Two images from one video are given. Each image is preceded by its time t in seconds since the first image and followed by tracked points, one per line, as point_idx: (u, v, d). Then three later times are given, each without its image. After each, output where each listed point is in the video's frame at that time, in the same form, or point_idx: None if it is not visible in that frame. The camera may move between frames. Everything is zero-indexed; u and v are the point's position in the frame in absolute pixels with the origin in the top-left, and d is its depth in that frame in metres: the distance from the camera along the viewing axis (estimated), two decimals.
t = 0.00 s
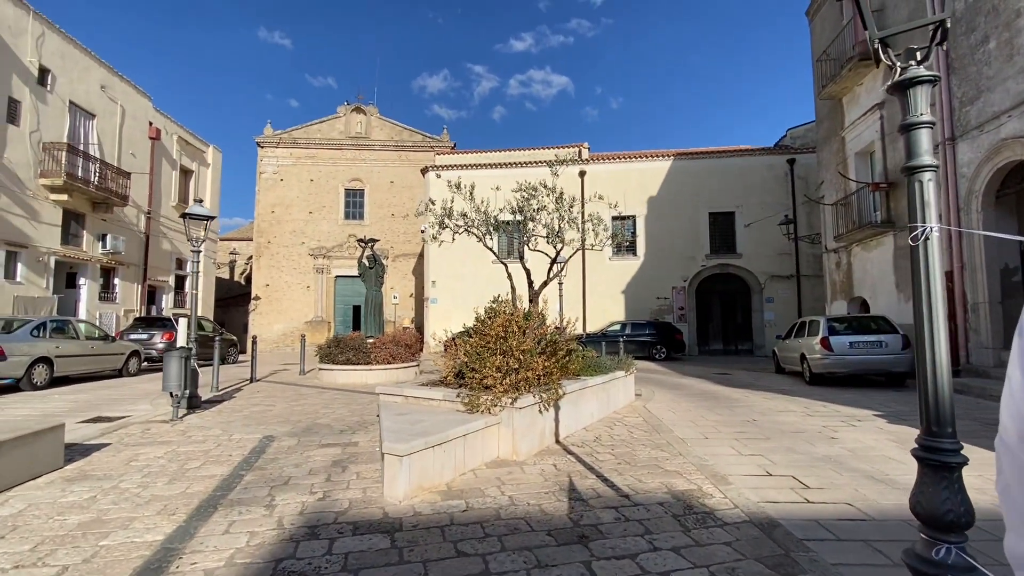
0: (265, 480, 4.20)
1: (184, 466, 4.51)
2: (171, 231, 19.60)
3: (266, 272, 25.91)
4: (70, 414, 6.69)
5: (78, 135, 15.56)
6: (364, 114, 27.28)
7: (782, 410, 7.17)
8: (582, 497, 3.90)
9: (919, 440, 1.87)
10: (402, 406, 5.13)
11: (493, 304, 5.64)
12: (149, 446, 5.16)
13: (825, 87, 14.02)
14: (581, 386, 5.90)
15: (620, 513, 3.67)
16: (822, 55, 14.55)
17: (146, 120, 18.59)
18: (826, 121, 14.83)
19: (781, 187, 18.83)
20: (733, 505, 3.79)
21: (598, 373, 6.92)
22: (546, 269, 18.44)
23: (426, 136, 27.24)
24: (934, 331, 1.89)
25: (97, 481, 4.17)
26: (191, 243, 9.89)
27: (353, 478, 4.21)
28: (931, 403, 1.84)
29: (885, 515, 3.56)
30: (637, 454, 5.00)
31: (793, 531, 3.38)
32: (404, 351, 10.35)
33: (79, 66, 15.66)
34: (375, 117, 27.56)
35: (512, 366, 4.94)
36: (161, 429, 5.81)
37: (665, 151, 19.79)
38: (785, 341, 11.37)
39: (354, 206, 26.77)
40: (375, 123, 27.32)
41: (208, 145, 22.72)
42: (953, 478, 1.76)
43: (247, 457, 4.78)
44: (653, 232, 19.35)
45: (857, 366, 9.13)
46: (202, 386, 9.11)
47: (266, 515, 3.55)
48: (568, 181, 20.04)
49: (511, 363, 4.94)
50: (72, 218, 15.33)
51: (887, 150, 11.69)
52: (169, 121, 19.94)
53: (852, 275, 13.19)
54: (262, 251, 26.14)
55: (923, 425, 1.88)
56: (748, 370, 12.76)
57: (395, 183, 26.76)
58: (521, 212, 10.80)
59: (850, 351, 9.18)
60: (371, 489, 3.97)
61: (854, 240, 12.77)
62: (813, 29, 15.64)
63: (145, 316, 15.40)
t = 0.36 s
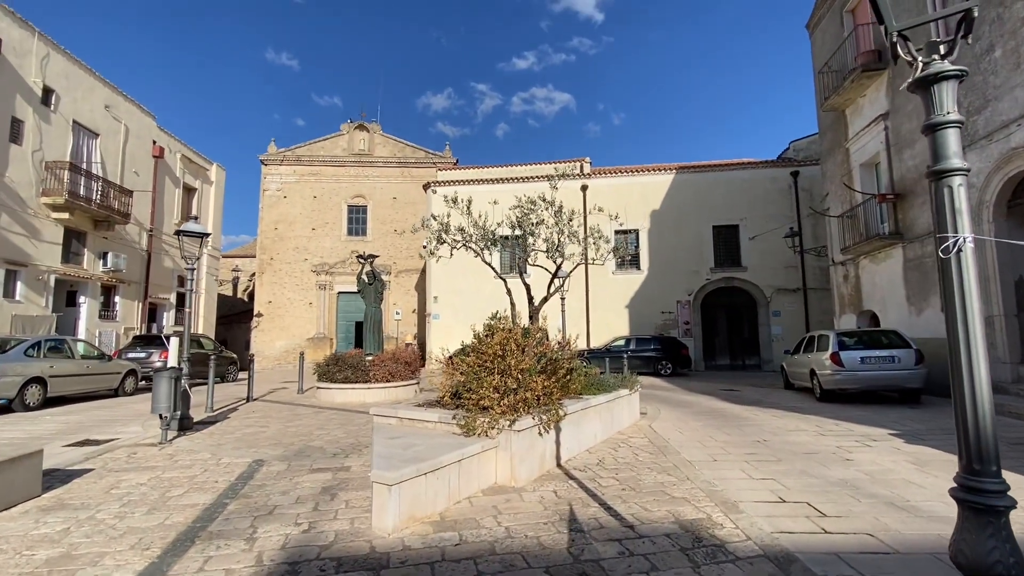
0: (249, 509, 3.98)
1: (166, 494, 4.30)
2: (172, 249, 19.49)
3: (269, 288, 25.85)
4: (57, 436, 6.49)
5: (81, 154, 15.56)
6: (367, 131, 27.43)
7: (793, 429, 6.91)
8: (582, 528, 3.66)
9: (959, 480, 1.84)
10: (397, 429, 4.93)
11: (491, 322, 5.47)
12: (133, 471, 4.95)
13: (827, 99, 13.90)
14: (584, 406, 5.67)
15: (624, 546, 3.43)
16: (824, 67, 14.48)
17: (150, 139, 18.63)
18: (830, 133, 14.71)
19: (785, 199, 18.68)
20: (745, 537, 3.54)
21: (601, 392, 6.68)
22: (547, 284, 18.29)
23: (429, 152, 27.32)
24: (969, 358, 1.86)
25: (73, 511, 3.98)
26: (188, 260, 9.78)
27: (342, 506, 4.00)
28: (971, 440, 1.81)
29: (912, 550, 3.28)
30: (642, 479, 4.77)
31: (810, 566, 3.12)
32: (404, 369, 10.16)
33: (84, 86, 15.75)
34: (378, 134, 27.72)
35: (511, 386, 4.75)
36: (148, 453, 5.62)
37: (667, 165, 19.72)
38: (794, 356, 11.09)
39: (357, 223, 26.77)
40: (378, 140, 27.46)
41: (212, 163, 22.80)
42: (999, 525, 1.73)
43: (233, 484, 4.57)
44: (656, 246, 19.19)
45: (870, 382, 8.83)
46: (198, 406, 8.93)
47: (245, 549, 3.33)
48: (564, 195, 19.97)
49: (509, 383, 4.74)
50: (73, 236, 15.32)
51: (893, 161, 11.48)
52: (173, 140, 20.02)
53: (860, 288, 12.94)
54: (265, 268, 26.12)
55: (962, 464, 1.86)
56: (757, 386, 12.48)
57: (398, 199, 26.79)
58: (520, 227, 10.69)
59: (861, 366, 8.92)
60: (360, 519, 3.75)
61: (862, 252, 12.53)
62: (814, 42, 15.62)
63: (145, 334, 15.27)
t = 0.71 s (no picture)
0: (216, 547, 3.70)
1: (130, 531, 4.01)
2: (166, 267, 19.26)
3: (265, 306, 25.62)
4: (29, 464, 6.21)
5: (73, 172, 15.41)
6: (365, 149, 27.47)
7: (798, 452, 6.63)
8: (573, 568, 3.38)
9: (999, 538, 1.77)
10: (380, 457, 4.67)
11: (480, 341, 5.22)
12: (100, 504, 4.67)
13: (823, 113, 13.79)
14: (579, 430, 5.40)
15: None
16: (819, 82, 14.44)
17: (145, 157, 18.53)
18: (827, 147, 14.62)
19: (784, 214, 18.56)
20: None
21: (597, 414, 6.41)
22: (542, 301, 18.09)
23: (427, 169, 27.30)
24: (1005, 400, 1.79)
25: (27, 550, 3.71)
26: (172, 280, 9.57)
27: (317, 544, 3.72)
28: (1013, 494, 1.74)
29: None
30: (640, 509, 4.49)
31: None
32: (397, 389, 9.90)
33: (78, 104, 15.70)
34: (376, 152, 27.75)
35: (500, 411, 4.52)
36: (120, 482, 5.35)
37: (664, 181, 19.65)
38: (797, 374, 10.83)
39: (354, 240, 26.63)
40: (376, 157, 27.48)
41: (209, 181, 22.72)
42: None
43: (205, 517, 4.29)
44: (654, 261, 19.03)
45: (876, 401, 8.57)
46: (182, 429, 8.65)
47: None
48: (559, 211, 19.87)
49: (498, 407, 4.51)
50: (63, 255, 15.12)
51: (893, 174, 11.32)
52: (169, 158, 19.92)
53: (862, 304, 12.72)
54: (261, 286, 25.94)
55: (1001, 520, 1.79)
56: (760, 404, 12.19)
57: (396, 216, 26.69)
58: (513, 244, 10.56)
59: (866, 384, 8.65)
60: (334, 559, 3.48)
61: (863, 268, 12.34)
62: (808, 57, 15.62)
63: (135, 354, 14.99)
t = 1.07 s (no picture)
0: None
1: (86, 566, 3.72)
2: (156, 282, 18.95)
3: (257, 321, 25.31)
4: None
5: (61, 186, 15.19)
6: (360, 163, 27.41)
7: (799, 473, 6.37)
8: None
9: None
10: (360, 482, 4.42)
11: (468, 358, 4.98)
12: (60, 535, 4.37)
13: (818, 126, 13.72)
14: (571, 451, 5.14)
15: None
16: (813, 95, 14.40)
17: (136, 171, 18.31)
18: (822, 160, 14.55)
19: (780, 227, 18.46)
20: None
21: (591, 433, 6.15)
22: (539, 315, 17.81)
23: (422, 182, 27.22)
24: None
25: None
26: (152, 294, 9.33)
27: None
28: None
29: None
30: (636, 538, 4.23)
31: None
32: (387, 407, 9.63)
33: (68, 118, 15.54)
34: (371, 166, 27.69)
35: (486, 433, 4.26)
36: (85, 510, 5.05)
37: (659, 194, 19.57)
38: (796, 390, 10.59)
39: (349, 254, 26.41)
40: (372, 171, 27.41)
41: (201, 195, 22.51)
42: None
43: (169, 550, 4.00)
44: (650, 275, 18.86)
45: (879, 417, 8.32)
46: (162, 450, 8.33)
47: None
48: (550, 223, 19.80)
49: (485, 429, 4.26)
50: (49, 270, 14.85)
51: (889, 186, 11.18)
52: (161, 172, 19.70)
53: (861, 317, 12.52)
54: (254, 300, 25.66)
55: None
56: (759, 420, 11.93)
57: (391, 229, 26.53)
58: (505, 259, 10.59)
59: (869, 401, 8.42)
60: None
61: (861, 280, 12.17)
62: (801, 70, 15.62)
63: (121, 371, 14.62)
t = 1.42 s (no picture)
0: None
1: None
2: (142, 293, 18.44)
3: (246, 334, 24.86)
4: None
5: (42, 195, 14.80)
6: (352, 173, 27.22)
7: (801, 492, 6.06)
8: None
9: None
10: (334, 509, 4.12)
11: (450, 372, 4.67)
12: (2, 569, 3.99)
13: (811, 135, 13.60)
14: (562, 472, 4.83)
15: None
16: (806, 105, 14.29)
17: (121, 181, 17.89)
18: (816, 170, 14.42)
19: (774, 237, 18.32)
20: None
21: (583, 452, 5.84)
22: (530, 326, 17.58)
23: (415, 194, 27.01)
24: None
25: None
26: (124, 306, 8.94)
27: None
28: None
29: None
30: (630, 568, 3.90)
31: None
32: (373, 424, 9.30)
33: (50, 126, 15.18)
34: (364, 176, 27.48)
35: (469, 455, 3.96)
36: (36, 539, 4.68)
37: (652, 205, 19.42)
38: (795, 403, 10.33)
39: (340, 265, 26.07)
40: (364, 182, 27.20)
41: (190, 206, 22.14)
42: None
43: None
44: (645, 286, 18.64)
45: (881, 432, 8.05)
46: (133, 470, 7.92)
47: None
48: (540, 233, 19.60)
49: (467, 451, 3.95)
50: (28, 281, 14.43)
51: (885, 196, 11.01)
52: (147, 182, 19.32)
53: (858, 328, 12.31)
54: (242, 313, 25.23)
55: None
56: (757, 435, 11.65)
57: (383, 240, 26.24)
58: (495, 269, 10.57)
59: (870, 415, 8.15)
60: None
61: (858, 291, 11.96)
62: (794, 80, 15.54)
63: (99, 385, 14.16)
